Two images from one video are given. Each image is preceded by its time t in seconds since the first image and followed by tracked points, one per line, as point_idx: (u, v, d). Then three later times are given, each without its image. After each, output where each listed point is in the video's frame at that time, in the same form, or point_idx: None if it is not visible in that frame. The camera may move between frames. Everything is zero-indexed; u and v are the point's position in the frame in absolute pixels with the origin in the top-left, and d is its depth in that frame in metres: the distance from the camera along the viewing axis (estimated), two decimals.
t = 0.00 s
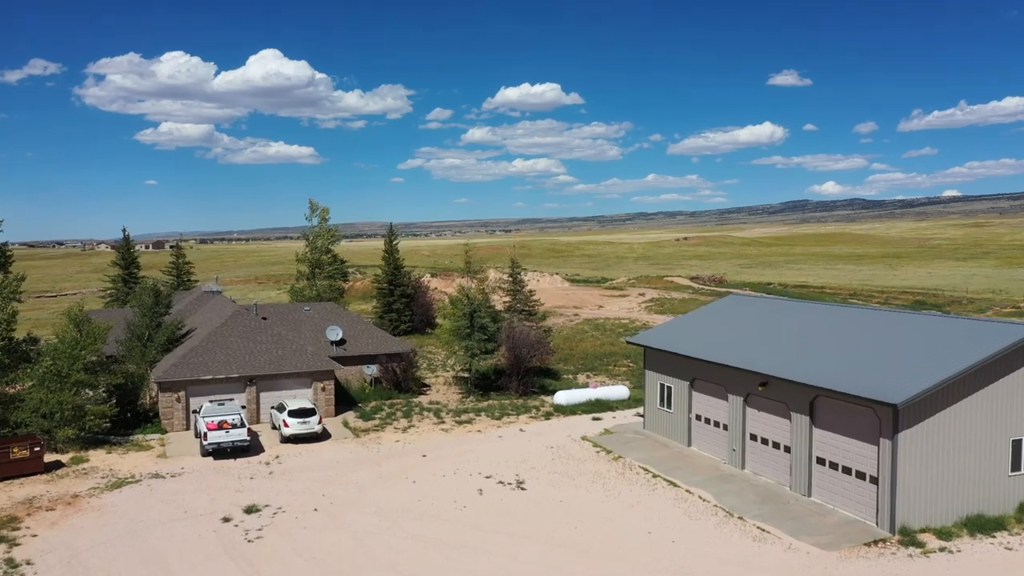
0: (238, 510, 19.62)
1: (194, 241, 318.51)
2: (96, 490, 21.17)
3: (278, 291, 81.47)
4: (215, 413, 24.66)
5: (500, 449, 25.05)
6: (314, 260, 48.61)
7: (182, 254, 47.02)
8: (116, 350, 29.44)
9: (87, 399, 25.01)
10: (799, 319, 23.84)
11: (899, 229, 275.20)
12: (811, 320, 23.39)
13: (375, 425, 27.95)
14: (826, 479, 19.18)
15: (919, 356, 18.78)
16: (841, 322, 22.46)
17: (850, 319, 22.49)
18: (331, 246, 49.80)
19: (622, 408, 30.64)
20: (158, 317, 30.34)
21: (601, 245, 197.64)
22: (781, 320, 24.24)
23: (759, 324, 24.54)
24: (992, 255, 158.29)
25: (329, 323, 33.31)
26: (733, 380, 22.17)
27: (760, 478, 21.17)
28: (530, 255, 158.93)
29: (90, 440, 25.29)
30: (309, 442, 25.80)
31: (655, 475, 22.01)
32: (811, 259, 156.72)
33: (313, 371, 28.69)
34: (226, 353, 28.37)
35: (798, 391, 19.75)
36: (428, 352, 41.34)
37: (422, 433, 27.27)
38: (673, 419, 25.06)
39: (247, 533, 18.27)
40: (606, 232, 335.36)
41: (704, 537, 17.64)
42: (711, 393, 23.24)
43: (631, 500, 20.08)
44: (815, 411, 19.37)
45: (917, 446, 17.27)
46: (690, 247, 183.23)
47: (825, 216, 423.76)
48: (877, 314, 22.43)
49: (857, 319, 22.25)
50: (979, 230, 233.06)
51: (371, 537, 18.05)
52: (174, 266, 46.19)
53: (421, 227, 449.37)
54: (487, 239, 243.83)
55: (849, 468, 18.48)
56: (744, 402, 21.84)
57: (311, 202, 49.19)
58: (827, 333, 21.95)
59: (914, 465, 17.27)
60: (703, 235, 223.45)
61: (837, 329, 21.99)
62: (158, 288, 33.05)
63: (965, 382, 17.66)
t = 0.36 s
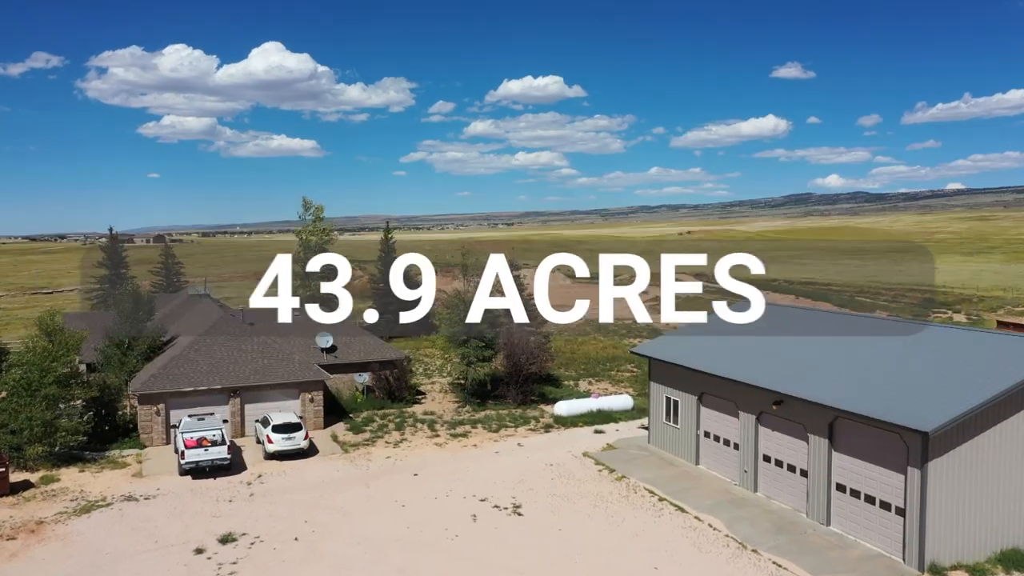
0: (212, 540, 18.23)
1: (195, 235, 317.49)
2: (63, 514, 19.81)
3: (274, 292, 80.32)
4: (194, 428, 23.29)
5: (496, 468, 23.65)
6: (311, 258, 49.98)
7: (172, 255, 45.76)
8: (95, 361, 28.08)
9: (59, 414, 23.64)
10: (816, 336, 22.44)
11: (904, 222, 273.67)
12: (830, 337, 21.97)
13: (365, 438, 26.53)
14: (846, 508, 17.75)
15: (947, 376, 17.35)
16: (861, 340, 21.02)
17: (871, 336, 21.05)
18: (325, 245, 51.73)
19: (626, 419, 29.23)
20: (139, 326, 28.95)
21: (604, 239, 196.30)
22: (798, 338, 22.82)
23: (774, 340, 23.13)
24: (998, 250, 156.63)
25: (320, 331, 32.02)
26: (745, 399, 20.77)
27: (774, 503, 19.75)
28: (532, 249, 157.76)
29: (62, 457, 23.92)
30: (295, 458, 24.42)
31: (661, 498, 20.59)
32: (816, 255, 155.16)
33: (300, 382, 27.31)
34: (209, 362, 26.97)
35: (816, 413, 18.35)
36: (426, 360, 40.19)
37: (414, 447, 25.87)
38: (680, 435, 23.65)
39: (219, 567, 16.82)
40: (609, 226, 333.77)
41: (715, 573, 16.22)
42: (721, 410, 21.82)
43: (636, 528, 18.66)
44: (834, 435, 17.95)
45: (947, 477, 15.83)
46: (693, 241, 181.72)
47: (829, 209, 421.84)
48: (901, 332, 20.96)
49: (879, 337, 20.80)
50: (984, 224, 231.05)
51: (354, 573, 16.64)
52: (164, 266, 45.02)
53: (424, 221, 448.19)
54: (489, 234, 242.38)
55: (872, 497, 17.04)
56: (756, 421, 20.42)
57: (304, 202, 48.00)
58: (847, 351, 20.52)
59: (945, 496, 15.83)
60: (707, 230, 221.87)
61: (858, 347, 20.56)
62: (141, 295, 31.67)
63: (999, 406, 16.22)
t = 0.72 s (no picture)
0: None
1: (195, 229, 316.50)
2: (28, 549, 18.50)
3: (270, 292, 78.88)
4: (173, 450, 21.98)
5: (492, 493, 22.33)
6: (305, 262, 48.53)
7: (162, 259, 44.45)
8: (73, 375, 26.77)
9: (31, 435, 22.34)
10: (831, 348, 21.04)
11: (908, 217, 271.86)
12: (846, 350, 20.56)
13: (355, 458, 25.19)
14: (868, 548, 16.41)
15: (979, 406, 15.93)
16: (881, 355, 19.61)
17: (892, 350, 19.62)
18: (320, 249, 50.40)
19: (630, 436, 27.89)
20: (120, 338, 27.59)
21: (607, 234, 194.91)
22: (812, 350, 21.42)
23: (787, 352, 21.73)
24: (1005, 246, 155.02)
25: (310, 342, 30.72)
26: (759, 423, 19.41)
27: (789, 538, 18.42)
28: (533, 245, 156.29)
29: (34, 481, 22.63)
30: (280, 482, 23.12)
31: (668, 531, 19.24)
32: (820, 250, 153.58)
33: (287, 399, 25.99)
34: (190, 378, 25.59)
35: (836, 444, 17.00)
36: (423, 369, 38.89)
37: (406, 469, 24.56)
38: (688, 459, 22.31)
39: None
40: (611, 220, 332.24)
41: None
42: (732, 435, 20.48)
43: (641, 567, 17.32)
44: (855, 469, 16.59)
45: (982, 519, 14.46)
46: (696, 237, 180.22)
47: (832, 203, 420.00)
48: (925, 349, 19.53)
49: (901, 351, 19.38)
50: (989, 218, 229.43)
51: None
52: (153, 269, 43.63)
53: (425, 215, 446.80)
54: (491, 229, 241.03)
55: (898, 539, 15.68)
56: (769, 448, 19.07)
57: (299, 205, 46.94)
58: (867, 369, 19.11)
59: (978, 542, 14.46)
60: (710, 225, 220.39)
61: (879, 364, 19.16)
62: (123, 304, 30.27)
63: None
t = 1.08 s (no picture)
0: None
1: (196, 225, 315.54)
2: None
3: (267, 295, 77.61)
4: (151, 481, 20.80)
5: (489, 526, 21.12)
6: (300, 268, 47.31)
7: (152, 265, 43.28)
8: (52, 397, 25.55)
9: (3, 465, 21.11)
10: (847, 375, 19.83)
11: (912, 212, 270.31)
12: (863, 379, 19.34)
13: (345, 485, 23.96)
14: None
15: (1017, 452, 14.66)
16: (902, 385, 18.39)
17: (913, 380, 18.39)
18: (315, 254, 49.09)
19: (634, 459, 26.63)
20: (101, 357, 26.35)
21: (609, 230, 193.54)
22: (829, 378, 20.16)
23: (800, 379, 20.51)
24: (1011, 244, 153.48)
25: (302, 358, 29.52)
26: (772, 459, 18.20)
27: None
28: (535, 242, 154.90)
29: (7, 513, 21.40)
30: (265, 513, 21.92)
31: (677, 573, 18.00)
32: (825, 248, 152.14)
33: (275, 421, 24.77)
34: (173, 401, 24.37)
35: (858, 489, 15.76)
36: (420, 383, 37.64)
37: (398, 497, 23.34)
38: (696, 491, 21.09)
39: None
40: (614, 216, 330.81)
41: None
42: (744, 468, 19.25)
43: None
44: (880, 516, 15.34)
45: None
46: (699, 234, 178.79)
47: (836, 198, 418.15)
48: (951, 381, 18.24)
49: (922, 382, 18.16)
50: (994, 214, 227.65)
51: None
52: (143, 276, 42.61)
53: (427, 210, 445.47)
54: (492, 224, 239.79)
55: None
56: (784, 487, 17.83)
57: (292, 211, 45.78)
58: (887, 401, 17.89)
59: None
60: (712, 221, 218.90)
61: (902, 397, 17.89)
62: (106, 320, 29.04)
63: None
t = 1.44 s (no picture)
0: None
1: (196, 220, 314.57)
2: None
3: (263, 297, 76.48)
4: (130, 516, 19.73)
5: (485, 563, 20.00)
6: (294, 275, 46.11)
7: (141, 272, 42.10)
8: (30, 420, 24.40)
9: None
10: (862, 401, 18.70)
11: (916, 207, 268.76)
12: (883, 407, 18.12)
13: (335, 514, 22.82)
14: None
15: None
16: (925, 417, 17.15)
17: (938, 411, 17.15)
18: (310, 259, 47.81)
19: (638, 484, 25.48)
20: (81, 379, 25.21)
21: (610, 227, 192.19)
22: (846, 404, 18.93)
23: (812, 405, 19.38)
24: (1016, 240, 152.15)
25: (293, 376, 28.41)
26: (788, 499, 17.08)
27: None
28: (536, 238, 153.55)
29: None
30: (251, 548, 20.83)
31: None
32: (829, 245, 150.77)
33: (262, 446, 23.66)
34: (156, 426, 23.24)
35: (883, 540, 14.60)
36: (416, 397, 36.48)
37: (391, 527, 22.22)
38: (705, 526, 19.96)
39: None
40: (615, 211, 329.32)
41: None
42: (757, 506, 18.11)
43: None
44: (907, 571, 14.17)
45: None
46: (701, 230, 177.44)
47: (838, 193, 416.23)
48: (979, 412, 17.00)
49: (945, 411, 17.02)
50: (998, 209, 226.35)
51: None
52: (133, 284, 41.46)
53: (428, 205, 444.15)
54: (493, 220, 238.45)
55: None
56: (801, 530, 16.68)
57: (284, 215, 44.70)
58: (908, 432, 16.75)
59: None
60: (714, 216, 217.43)
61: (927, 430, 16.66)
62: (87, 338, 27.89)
63: None
